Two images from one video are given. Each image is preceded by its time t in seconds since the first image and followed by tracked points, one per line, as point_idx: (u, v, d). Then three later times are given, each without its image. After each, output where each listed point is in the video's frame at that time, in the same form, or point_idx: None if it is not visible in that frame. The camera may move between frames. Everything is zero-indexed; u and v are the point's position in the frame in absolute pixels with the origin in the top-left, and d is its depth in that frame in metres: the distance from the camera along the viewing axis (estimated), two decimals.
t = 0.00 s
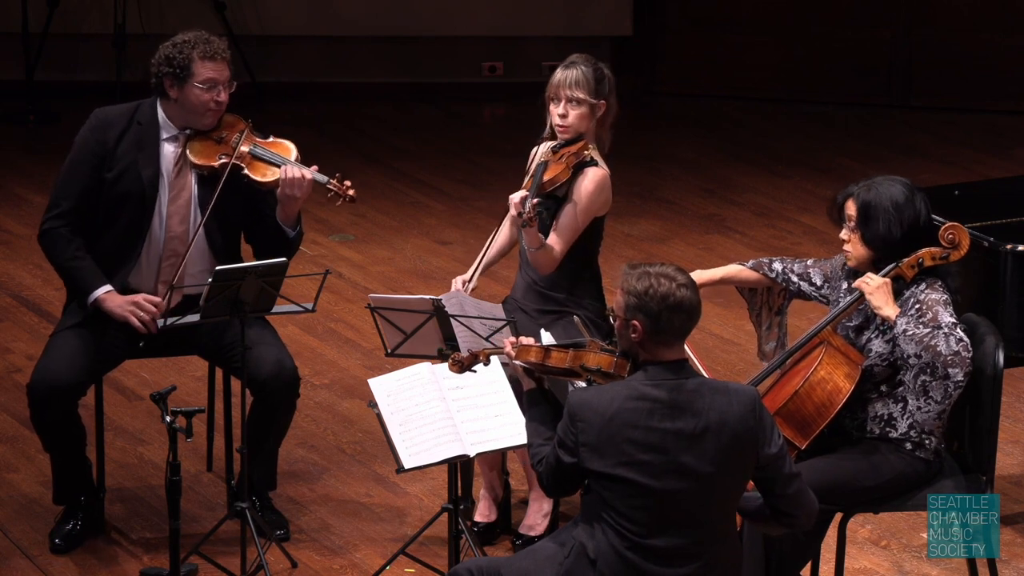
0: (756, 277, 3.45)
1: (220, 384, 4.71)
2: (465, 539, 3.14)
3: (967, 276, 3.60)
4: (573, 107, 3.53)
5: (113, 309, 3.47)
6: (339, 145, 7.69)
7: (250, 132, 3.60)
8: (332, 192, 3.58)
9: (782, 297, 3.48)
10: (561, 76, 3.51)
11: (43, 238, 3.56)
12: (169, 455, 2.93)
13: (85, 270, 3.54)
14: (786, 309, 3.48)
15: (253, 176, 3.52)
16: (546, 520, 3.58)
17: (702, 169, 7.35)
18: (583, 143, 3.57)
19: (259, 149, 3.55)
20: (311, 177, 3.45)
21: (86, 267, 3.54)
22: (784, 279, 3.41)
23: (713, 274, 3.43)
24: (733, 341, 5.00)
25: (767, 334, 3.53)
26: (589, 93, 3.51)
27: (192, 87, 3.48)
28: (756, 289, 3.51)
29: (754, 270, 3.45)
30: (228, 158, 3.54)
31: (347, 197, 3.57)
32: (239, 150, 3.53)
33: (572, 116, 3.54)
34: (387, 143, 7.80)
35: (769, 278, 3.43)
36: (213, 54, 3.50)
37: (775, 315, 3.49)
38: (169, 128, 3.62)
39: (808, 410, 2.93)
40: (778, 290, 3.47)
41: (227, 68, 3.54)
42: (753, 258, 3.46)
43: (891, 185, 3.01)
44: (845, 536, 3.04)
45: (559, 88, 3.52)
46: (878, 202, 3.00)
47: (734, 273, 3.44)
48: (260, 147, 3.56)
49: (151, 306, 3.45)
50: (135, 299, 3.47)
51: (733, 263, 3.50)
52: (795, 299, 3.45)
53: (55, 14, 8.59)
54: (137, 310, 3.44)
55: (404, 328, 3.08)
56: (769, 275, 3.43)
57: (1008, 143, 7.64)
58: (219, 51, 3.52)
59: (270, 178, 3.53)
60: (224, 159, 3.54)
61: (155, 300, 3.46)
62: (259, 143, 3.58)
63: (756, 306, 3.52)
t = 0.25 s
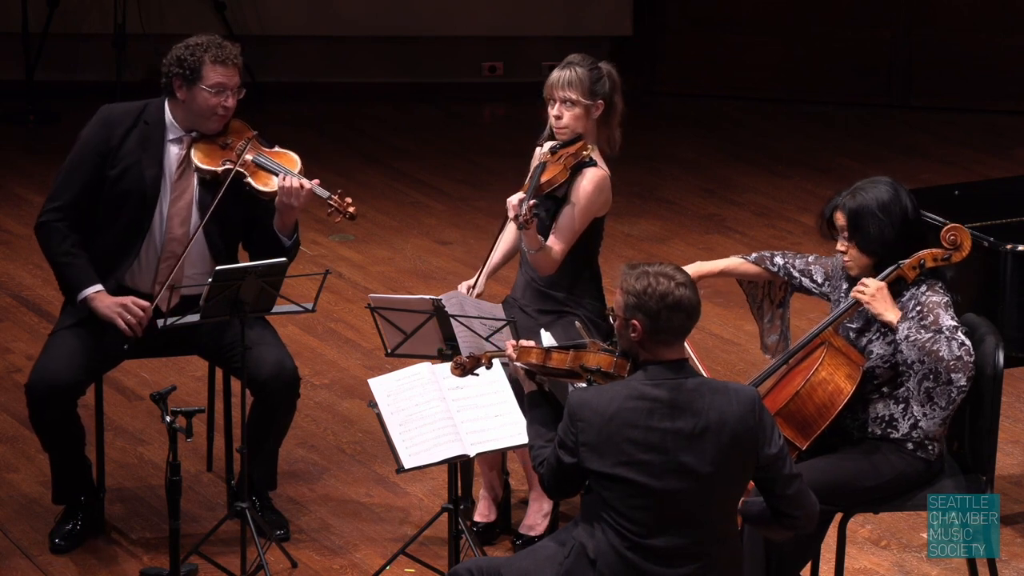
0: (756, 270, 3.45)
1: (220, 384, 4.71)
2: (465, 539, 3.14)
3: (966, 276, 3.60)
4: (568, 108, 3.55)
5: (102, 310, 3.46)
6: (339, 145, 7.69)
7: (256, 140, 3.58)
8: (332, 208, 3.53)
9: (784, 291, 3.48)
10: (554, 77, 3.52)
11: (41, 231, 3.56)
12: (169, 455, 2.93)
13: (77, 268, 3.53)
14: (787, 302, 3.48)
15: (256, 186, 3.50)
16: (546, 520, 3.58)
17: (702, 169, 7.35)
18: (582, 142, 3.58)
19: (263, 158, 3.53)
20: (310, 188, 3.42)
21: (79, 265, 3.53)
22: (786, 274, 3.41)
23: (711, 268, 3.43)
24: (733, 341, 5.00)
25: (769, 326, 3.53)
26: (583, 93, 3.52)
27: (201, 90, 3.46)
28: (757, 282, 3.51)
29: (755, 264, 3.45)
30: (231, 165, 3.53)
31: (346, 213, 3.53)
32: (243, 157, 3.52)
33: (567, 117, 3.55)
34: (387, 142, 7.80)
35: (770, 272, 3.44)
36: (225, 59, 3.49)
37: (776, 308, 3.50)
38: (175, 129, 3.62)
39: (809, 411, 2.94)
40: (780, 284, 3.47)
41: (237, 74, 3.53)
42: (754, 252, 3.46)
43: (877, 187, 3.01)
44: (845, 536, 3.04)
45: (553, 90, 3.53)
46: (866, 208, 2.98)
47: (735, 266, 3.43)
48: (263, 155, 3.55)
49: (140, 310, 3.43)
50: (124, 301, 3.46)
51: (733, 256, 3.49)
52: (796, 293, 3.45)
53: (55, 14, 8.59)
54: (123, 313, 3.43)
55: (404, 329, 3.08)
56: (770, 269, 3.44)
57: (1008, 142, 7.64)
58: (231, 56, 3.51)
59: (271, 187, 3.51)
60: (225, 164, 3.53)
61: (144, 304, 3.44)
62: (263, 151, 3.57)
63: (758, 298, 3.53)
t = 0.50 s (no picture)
0: (754, 262, 3.45)
1: (220, 384, 4.71)
2: (465, 539, 3.14)
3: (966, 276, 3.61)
4: (569, 107, 3.55)
5: (94, 307, 3.47)
6: (339, 145, 7.69)
7: (259, 142, 3.59)
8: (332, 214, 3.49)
9: (782, 282, 3.48)
10: (557, 76, 3.53)
11: (39, 225, 3.56)
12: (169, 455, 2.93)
13: (73, 265, 3.53)
14: (788, 293, 3.48)
15: (257, 187, 3.50)
16: (546, 520, 3.58)
17: (702, 169, 7.35)
18: (583, 142, 3.57)
19: (265, 160, 3.54)
20: (312, 193, 3.42)
21: (75, 262, 3.53)
22: (786, 268, 3.40)
23: (710, 258, 3.43)
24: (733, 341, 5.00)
25: (769, 316, 3.53)
26: (585, 93, 3.52)
27: (205, 89, 3.48)
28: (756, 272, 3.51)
29: (754, 256, 3.45)
30: (233, 166, 3.53)
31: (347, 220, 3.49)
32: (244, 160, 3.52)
33: (568, 116, 3.55)
34: (387, 142, 7.80)
35: (770, 264, 3.43)
36: (231, 60, 3.50)
37: (776, 298, 3.51)
38: (178, 130, 3.62)
39: (808, 410, 2.93)
40: (779, 276, 3.47)
41: (243, 75, 3.54)
42: (754, 244, 3.46)
43: (874, 185, 3.02)
44: (845, 536, 3.04)
45: (556, 89, 3.54)
46: (862, 205, 3.00)
47: (732, 256, 3.44)
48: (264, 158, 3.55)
49: (130, 309, 3.44)
50: (115, 301, 3.46)
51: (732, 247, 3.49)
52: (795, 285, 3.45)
53: (55, 14, 8.59)
54: (113, 312, 3.44)
55: (404, 329, 3.08)
56: (770, 262, 3.43)
57: (1008, 142, 7.64)
58: (237, 57, 3.52)
59: (273, 190, 3.51)
60: (227, 166, 3.54)
61: (135, 304, 3.44)
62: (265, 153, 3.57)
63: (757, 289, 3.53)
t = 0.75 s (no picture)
0: (751, 253, 3.45)
1: (220, 384, 4.71)
2: (465, 539, 3.14)
3: (966, 275, 3.61)
4: (575, 105, 3.54)
5: (85, 304, 3.46)
6: (339, 145, 7.69)
7: (257, 138, 3.61)
8: (327, 203, 3.54)
9: (780, 275, 3.49)
10: (563, 74, 3.53)
11: (36, 222, 3.56)
12: (169, 455, 2.93)
13: (69, 262, 3.53)
14: (785, 285, 3.50)
15: (254, 181, 3.53)
16: (546, 520, 3.58)
17: (702, 169, 7.35)
18: (586, 141, 3.56)
19: (262, 154, 3.57)
20: (307, 183, 3.44)
21: (72, 260, 3.53)
22: (784, 262, 3.40)
23: (707, 249, 3.44)
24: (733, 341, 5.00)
25: (767, 307, 3.55)
26: (591, 92, 3.51)
27: (204, 84, 3.49)
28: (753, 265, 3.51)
29: (753, 249, 3.45)
30: (231, 161, 3.55)
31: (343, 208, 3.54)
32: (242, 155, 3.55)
33: (573, 114, 3.55)
34: (387, 143, 7.80)
35: (769, 258, 3.43)
36: (229, 53, 3.51)
37: (773, 290, 3.52)
38: (179, 127, 3.62)
39: (807, 409, 2.93)
40: (777, 269, 3.48)
41: (242, 70, 3.55)
42: (753, 237, 3.45)
43: (880, 184, 3.00)
44: (845, 536, 3.04)
45: (561, 88, 3.54)
46: (864, 203, 2.99)
47: (731, 248, 3.45)
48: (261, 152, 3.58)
49: (122, 306, 3.43)
50: (107, 299, 3.45)
51: (729, 239, 3.49)
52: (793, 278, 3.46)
53: (55, 14, 8.59)
54: (105, 309, 3.43)
55: (404, 328, 3.08)
56: (769, 255, 3.42)
57: (1008, 143, 7.64)
58: (236, 51, 3.53)
59: (268, 185, 3.53)
60: (227, 163, 3.55)
61: (126, 302, 3.44)
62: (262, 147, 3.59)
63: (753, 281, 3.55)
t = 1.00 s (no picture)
0: (751, 248, 3.45)
1: (220, 384, 4.71)
2: (465, 539, 3.14)
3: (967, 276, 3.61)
4: (581, 104, 3.53)
5: (81, 301, 3.46)
6: (339, 145, 7.69)
7: (251, 132, 3.61)
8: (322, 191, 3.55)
9: (779, 271, 3.49)
10: (570, 73, 3.52)
11: (36, 221, 3.56)
12: (169, 455, 2.93)
13: (67, 260, 3.53)
14: (784, 280, 3.49)
15: (249, 172, 3.54)
16: (546, 520, 3.58)
17: (702, 169, 7.35)
18: (590, 141, 3.56)
19: (258, 146, 3.57)
20: (301, 171, 3.44)
21: (71, 257, 3.53)
22: (784, 259, 3.41)
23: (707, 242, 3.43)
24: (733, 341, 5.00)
25: (764, 302, 3.54)
26: (597, 91, 3.51)
27: (198, 77, 3.49)
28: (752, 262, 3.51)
29: (754, 244, 3.45)
30: (227, 154, 3.54)
31: (339, 198, 3.54)
32: (237, 148, 3.55)
33: (579, 113, 3.54)
34: (387, 143, 7.80)
35: (769, 253, 3.44)
36: (221, 45, 3.52)
37: (772, 284, 3.51)
38: (176, 124, 3.64)
39: (806, 408, 2.97)
40: (776, 265, 3.48)
41: (235, 61, 3.56)
42: (754, 232, 3.45)
43: (882, 185, 2.99)
44: (845, 536, 3.04)
45: (568, 87, 3.53)
46: (865, 203, 2.98)
47: (731, 243, 3.45)
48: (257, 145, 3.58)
49: (118, 302, 3.43)
50: (103, 294, 3.45)
51: (729, 234, 3.49)
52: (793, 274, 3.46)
53: (55, 14, 8.60)
54: (102, 305, 3.42)
55: (404, 328, 3.08)
56: (769, 251, 3.43)
57: (1008, 143, 7.64)
58: (228, 43, 3.54)
59: (264, 175, 3.55)
60: (224, 157, 3.53)
61: (122, 297, 3.43)
62: (257, 139, 3.60)
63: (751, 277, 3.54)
